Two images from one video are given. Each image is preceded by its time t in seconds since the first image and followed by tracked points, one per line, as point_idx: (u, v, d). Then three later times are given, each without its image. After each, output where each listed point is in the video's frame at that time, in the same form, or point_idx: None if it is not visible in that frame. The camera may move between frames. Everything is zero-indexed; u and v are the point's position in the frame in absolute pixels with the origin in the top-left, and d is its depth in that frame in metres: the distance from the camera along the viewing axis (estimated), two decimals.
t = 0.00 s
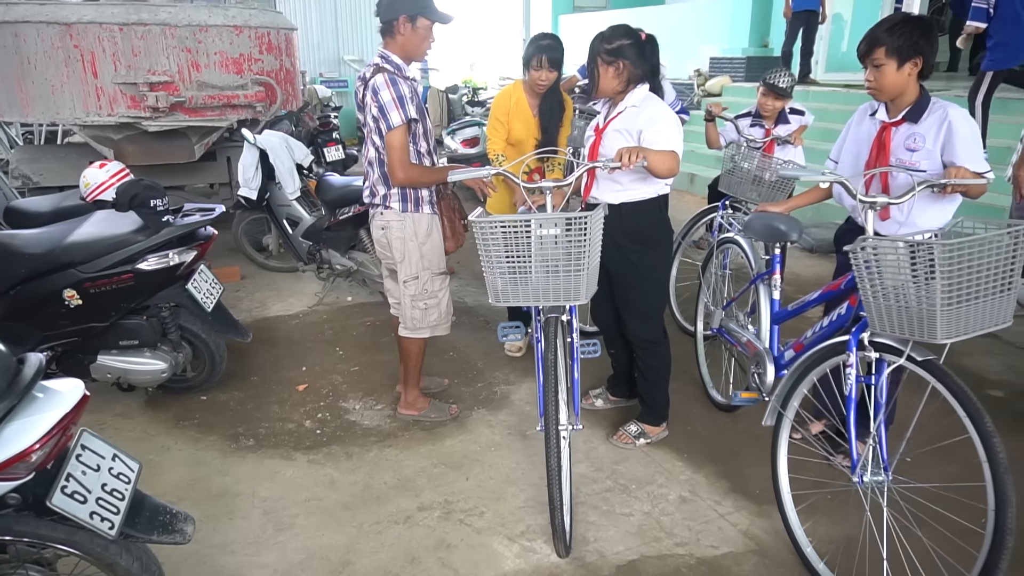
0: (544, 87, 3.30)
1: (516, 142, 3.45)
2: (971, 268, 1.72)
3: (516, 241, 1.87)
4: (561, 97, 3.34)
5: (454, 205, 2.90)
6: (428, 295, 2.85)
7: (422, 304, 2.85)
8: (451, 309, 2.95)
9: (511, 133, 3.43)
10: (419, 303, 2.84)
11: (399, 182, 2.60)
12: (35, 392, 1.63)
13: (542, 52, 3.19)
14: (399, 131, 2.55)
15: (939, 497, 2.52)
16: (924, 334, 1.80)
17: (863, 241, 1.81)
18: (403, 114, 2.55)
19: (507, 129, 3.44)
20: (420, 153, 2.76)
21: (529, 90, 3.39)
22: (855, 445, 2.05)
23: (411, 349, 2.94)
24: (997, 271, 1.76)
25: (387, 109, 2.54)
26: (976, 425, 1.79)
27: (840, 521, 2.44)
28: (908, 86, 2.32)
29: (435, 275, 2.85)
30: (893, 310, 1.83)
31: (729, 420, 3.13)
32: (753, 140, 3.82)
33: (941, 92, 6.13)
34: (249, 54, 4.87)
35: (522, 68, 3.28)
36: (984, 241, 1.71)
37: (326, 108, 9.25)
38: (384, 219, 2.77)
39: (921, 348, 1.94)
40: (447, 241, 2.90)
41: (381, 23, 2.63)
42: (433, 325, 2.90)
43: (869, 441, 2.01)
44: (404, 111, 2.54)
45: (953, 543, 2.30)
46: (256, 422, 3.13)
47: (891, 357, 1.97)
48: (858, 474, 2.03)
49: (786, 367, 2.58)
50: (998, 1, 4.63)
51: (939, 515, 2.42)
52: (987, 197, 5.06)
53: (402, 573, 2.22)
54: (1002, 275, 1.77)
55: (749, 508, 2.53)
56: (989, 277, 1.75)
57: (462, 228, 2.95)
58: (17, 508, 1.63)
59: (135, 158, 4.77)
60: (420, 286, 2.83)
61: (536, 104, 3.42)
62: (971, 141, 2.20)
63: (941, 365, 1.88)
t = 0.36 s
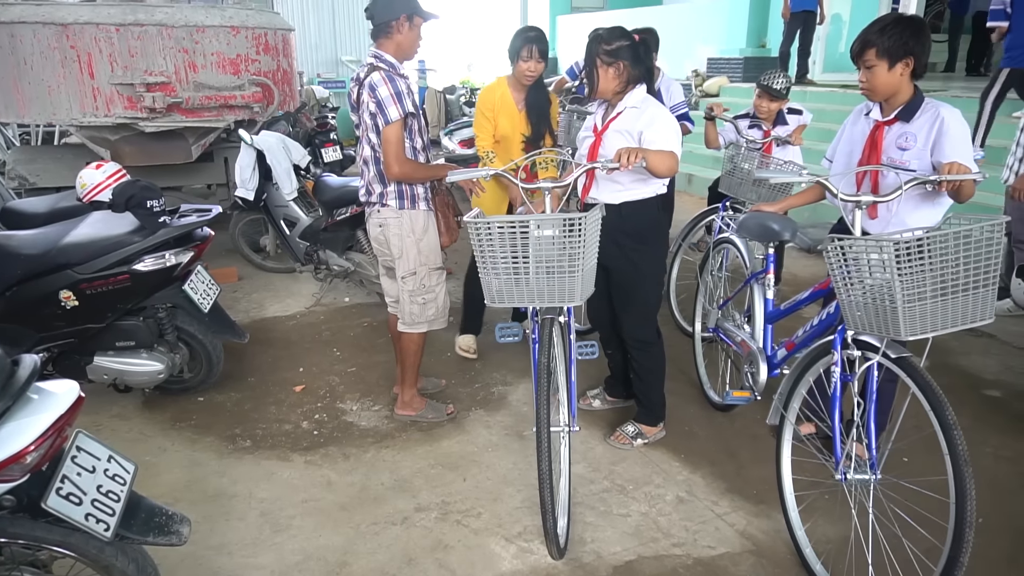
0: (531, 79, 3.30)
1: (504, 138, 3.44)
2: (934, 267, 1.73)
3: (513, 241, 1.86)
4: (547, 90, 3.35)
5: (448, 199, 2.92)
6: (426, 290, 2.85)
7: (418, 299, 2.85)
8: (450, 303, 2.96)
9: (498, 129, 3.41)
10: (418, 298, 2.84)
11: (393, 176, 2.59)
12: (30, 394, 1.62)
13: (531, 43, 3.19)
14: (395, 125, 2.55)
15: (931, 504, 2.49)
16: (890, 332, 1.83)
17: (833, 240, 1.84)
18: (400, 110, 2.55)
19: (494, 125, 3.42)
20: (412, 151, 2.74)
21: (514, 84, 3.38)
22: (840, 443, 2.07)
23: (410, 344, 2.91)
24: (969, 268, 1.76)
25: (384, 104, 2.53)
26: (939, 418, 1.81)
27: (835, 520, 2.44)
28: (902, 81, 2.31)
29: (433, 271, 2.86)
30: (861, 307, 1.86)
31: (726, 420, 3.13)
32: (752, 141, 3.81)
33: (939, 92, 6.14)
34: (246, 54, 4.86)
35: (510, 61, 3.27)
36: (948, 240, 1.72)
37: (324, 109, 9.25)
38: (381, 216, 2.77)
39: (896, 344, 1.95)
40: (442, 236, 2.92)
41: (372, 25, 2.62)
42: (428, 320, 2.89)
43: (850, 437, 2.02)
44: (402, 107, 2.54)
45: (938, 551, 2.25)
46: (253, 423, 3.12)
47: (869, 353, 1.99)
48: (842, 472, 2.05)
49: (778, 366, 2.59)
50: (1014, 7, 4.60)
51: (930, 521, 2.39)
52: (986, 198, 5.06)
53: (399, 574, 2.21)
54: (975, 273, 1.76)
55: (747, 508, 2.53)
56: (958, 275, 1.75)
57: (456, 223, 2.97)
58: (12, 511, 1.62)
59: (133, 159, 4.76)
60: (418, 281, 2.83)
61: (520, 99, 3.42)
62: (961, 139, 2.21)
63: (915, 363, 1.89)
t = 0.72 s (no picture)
0: (490, 73, 3.29)
1: (472, 142, 3.39)
2: (935, 267, 1.73)
3: (511, 241, 1.86)
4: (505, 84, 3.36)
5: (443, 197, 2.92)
6: (423, 288, 2.83)
7: (417, 297, 2.83)
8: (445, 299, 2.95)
9: (466, 133, 3.35)
10: (415, 297, 2.82)
11: (388, 170, 2.59)
12: (25, 395, 1.62)
13: (484, 35, 3.21)
14: (391, 120, 2.55)
15: (928, 504, 2.49)
16: (892, 333, 1.82)
17: (833, 240, 1.84)
18: (395, 104, 2.55)
19: (460, 129, 3.34)
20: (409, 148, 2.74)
21: (471, 82, 3.34)
22: (839, 444, 2.07)
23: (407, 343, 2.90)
24: (969, 268, 1.76)
25: (378, 99, 2.54)
26: (942, 423, 1.80)
27: (834, 519, 2.45)
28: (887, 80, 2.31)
29: (428, 269, 2.84)
30: (862, 308, 1.86)
31: (724, 420, 3.13)
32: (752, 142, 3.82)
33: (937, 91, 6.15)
34: (243, 54, 4.85)
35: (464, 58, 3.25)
36: (948, 239, 1.72)
37: (321, 109, 9.25)
38: (376, 215, 2.76)
39: (895, 345, 1.95)
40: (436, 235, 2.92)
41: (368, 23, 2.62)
42: (427, 317, 2.88)
43: (849, 438, 2.02)
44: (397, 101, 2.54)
45: (937, 551, 2.26)
46: (251, 423, 3.12)
47: (868, 355, 1.98)
48: (841, 472, 2.05)
49: (776, 366, 2.58)
50: None
51: (927, 521, 2.40)
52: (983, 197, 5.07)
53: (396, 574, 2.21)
54: (975, 273, 1.77)
55: (744, 507, 2.53)
56: (958, 275, 1.75)
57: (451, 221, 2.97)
58: (7, 512, 1.62)
59: (129, 159, 4.76)
60: (415, 280, 2.81)
61: (478, 98, 3.39)
62: (953, 139, 2.22)
63: (915, 365, 1.89)
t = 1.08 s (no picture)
0: (467, 73, 3.30)
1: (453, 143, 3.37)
2: (931, 267, 1.73)
3: (512, 241, 1.86)
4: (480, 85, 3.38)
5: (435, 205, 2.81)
6: (391, 291, 2.79)
7: (386, 298, 2.80)
8: (424, 304, 2.87)
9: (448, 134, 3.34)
10: (383, 297, 2.79)
11: (376, 159, 2.55)
12: (21, 396, 1.61)
13: (458, 35, 3.22)
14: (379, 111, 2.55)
15: (927, 503, 2.50)
16: (890, 333, 1.81)
17: (826, 242, 1.84)
18: (377, 101, 2.53)
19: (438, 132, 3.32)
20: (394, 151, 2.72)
21: (448, 83, 3.34)
22: (836, 444, 2.07)
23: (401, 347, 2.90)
24: (963, 268, 1.76)
25: (359, 94, 2.55)
26: (945, 425, 1.80)
27: (832, 519, 2.45)
28: (890, 81, 2.20)
29: (407, 273, 2.80)
30: (859, 309, 1.86)
31: (721, 420, 3.13)
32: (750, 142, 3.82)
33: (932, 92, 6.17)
34: (239, 55, 4.84)
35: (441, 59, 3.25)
36: (942, 239, 1.72)
37: (318, 109, 9.24)
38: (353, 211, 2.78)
39: (892, 345, 1.95)
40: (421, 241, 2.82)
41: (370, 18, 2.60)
42: (400, 321, 2.83)
43: (846, 439, 2.02)
44: (376, 98, 2.53)
45: (936, 550, 2.27)
46: (247, 424, 3.11)
47: (865, 355, 1.98)
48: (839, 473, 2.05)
49: (772, 366, 2.59)
50: None
51: (926, 520, 2.40)
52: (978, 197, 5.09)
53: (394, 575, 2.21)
54: (970, 271, 1.77)
55: (742, 507, 2.53)
56: (954, 274, 1.75)
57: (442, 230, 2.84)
58: (3, 514, 1.61)
59: (125, 160, 4.74)
60: (385, 280, 2.78)
61: (456, 99, 3.38)
62: (951, 137, 2.24)
63: (914, 365, 1.89)
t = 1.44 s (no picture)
0: (466, 77, 3.32)
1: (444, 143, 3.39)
2: (927, 265, 1.73)
3: (513, 245, 1.85)
4: (480, 85, 3.37)
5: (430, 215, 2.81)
6: (375, 300, 2.78)
7: (368, 308, 2.80)
8: (405, 317, 2.86)
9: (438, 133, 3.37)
10: (366, 307, 2.80)
11: (359, 167, 2.50)
12: (18, 397, 1.61)
13: (458, 39, 3.25)
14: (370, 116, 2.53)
15: (924, 500, 2.50)
16: (887, 332, 1.82)
17: (820, 241, 1.85)
18: (366, 108, 2.52)
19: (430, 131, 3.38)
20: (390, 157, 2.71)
21: (448, 85, 3.38)
22: (834, 442, 2.07)
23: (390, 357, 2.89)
24: (958, 267, 1.77)
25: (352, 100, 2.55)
26: (942, 421, 1.81)
27: (829, 517, 2.45)
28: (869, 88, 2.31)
29: (394, 285, 2.80)
30: (855, 308, 1.86)
31: (718, 419, 3.13)
32: (750, 142, 3.83)
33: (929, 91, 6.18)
34: (236, 54, 4.83)
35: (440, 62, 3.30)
36: (936, 237, 1.73)
37: (314, 109, 9.23)
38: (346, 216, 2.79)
39: (890, 344, 1.95)
40: (415, 254, 2.81)
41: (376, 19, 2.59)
42: (380, 333, 2.82)
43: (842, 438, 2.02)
44: (364, 105, 2.52)
45: (934, 547, 2.27)
46: (245, 425, 3.10)
47: (862, 353, 1.98)
48: (836, 472, 2.06)
49: (768, 366, 2.59)
50: None
51: (924, 517, 2.41)
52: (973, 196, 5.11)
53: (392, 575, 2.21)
54: (965, 269, 1.78)
55: (740, 506, 2.54)
56: (949, 273, 1.76)
57: (437, 242, 2.83)
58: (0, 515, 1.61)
59: (122, 160, 4.73)
60: (369, 289, 2.79)
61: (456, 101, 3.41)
62: (943, 133, 2.24)
63: (910, 363, 1.90)
